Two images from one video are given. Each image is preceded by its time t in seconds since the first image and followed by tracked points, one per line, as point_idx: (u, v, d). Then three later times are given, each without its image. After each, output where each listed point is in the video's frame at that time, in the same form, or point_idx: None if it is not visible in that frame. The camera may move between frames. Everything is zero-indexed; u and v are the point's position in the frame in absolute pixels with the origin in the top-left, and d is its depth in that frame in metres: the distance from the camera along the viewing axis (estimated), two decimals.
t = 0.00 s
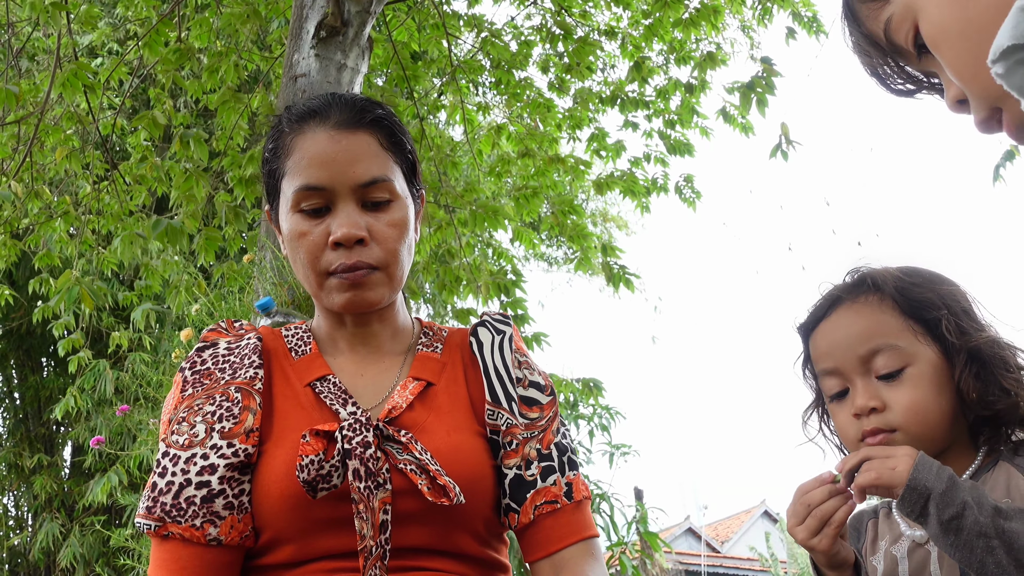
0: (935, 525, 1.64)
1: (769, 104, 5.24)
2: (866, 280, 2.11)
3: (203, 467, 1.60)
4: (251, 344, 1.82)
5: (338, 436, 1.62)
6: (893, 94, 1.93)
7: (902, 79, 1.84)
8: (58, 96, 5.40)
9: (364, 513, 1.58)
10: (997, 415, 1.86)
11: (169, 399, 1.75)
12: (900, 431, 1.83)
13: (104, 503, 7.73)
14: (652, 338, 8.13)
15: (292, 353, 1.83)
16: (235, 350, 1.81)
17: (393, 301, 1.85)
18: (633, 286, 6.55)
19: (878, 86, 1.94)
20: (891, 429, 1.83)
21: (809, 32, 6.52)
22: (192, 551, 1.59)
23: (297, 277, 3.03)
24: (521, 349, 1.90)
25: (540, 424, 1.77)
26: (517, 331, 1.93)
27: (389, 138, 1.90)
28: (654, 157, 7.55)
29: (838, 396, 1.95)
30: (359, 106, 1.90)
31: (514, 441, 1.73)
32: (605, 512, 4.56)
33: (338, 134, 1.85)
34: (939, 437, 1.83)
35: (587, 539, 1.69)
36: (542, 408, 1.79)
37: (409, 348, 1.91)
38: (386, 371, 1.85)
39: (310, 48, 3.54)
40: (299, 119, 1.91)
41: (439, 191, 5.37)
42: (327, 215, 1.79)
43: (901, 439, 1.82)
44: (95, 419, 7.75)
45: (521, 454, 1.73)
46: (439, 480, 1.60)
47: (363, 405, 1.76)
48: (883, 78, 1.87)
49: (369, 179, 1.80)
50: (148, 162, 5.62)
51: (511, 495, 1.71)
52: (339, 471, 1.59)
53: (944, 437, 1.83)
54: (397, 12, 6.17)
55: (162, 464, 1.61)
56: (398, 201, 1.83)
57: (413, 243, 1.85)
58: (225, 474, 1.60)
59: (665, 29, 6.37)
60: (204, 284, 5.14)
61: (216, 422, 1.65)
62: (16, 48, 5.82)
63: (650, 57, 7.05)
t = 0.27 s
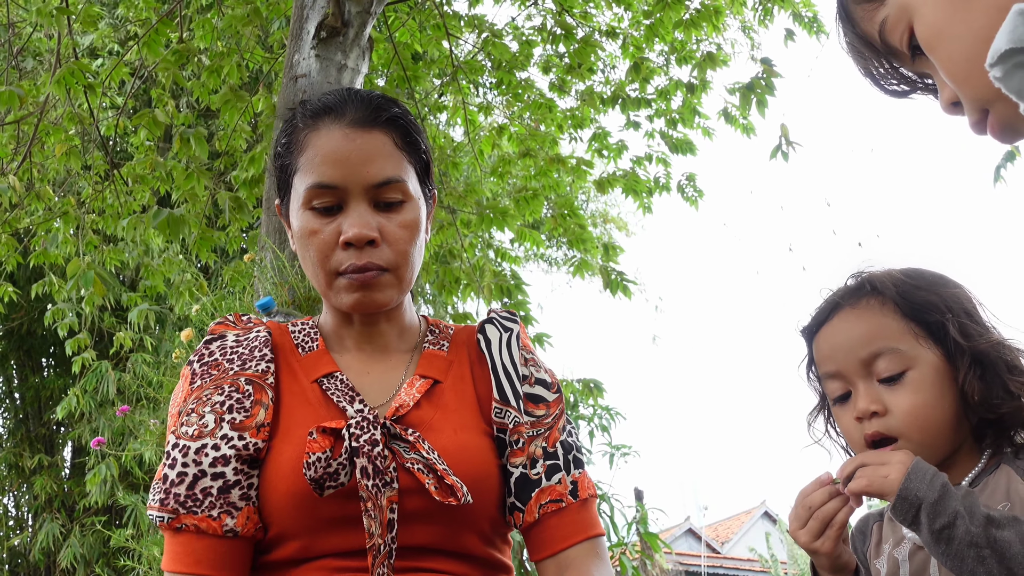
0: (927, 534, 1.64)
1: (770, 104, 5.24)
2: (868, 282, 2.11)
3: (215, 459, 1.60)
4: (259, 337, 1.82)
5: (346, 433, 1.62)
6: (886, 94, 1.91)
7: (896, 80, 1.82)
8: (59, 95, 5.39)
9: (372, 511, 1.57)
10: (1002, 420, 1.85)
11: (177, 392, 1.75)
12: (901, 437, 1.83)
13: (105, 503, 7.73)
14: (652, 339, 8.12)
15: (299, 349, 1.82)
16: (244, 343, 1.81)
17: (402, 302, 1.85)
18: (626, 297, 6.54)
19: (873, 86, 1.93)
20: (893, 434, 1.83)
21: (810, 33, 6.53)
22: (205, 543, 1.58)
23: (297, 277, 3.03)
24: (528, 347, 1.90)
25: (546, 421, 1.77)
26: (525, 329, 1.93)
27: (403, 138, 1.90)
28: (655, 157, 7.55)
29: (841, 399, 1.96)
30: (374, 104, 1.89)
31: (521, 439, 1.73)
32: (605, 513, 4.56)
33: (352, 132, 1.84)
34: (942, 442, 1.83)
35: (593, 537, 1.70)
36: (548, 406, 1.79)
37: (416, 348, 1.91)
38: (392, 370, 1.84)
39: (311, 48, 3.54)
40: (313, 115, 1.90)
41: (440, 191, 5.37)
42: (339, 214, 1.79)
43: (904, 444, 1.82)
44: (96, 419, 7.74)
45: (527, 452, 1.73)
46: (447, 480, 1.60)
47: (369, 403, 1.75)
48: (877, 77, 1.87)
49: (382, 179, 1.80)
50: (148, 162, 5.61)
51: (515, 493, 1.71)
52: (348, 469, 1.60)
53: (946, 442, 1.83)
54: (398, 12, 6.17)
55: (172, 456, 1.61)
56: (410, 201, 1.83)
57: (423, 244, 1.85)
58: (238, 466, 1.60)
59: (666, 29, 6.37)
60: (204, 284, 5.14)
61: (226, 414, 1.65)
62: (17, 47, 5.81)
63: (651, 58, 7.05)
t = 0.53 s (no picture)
0: (933, 535, 1.64)
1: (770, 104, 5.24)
2: (873, 282, 2.11)
3: (207, 462, 1.61)
4: (265, 337, 1.81)
5: (348, 433, 1.62)
6: (864, 108, 1.90)
7: (872, 94, 1.80)
8: (59, 96, 5.39)
9: (382, 502, 1.58)
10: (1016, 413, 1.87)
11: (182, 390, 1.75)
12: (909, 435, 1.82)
13: (105, 504, 7.72)
14: (652, 339, 8.12)
15: (307, 348, 1.82)
16: (248, 343, 1.80)
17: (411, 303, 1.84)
18: (626, 301, 6.55)
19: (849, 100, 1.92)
20: (900, 432, 1.83)
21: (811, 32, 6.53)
22: (193, 543, 1.60)
23: (298, 277, 3.02)
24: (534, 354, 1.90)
25: (550, 430, 1.77)
26: (531, 335, 1.93)
27: (416, 140, 1.90)
28: (656, 157, 7.56)
29: (846, 399, 1.95)
30: (389, 107, 1.90)
31: (523, 447, 1.72)
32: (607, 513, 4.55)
33: (366, 133, 1.85)
34: (950, 439, 1.83)
35: (591, 549, 1.71)
36: (553, 414, 1.79)
37: (422, 351, 1.91)
38: (399, 372, 1.84)
39: (311, 49, 3.53)
40: (328, 115, 1.90)
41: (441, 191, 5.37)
42: (351, 214, 1.79)
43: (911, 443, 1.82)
44: (97, 419, 7.74)
45: (530, 460, 1.72)
46: (448, 482, 1.60)
47: (374, 405, 1.75)
48: (854, 93, 1.85)
49: (395, 180, 1.80)
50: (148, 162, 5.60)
51: (516, 501, 1.71)
52: (349, 469, 1.59)
53: (954, 439, 1.83)
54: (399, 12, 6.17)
55: (169, 455, 1.62)
56: (422, 203, 1.83)
57: (434, 246, 1.85)
58: (229, 469, 1.60)
59: (666, 29, 6.37)
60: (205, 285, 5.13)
61: (223, 417, 1.65)
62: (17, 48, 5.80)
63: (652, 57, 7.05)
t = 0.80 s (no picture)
0: (936, 536, 1.64)
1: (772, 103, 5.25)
2: (881, 279, 2.10)
3: (215, 462, 1.60)
4: (271, 340, 1.82)
5: (354, 438, 1.62)
6: (838, 133, 1.78)
7: (849, 120, 1.69)
8: (60, 95, 5.38)
9: (379, 519, 1.58)
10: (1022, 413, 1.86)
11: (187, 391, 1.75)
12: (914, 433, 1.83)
13: (106, 503, 7.72)
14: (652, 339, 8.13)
15: (313, 352, 1.82)
16: (254, 345, 1.80)
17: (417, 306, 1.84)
18: (626, 302, 6.55)
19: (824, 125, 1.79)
20: (905, 429, 1.83)
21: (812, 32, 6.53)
22: (198, 543, 1.59)
23: (299, 277, 3.01)
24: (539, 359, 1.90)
25: (554, 434, 1.78)
26: (537, 340, 1.93)
27: (425, 144, 1.90)
28: (658, 156, 7.56)
29: (852, 396, 1.96)
30: (399, 110, 1.90)
31: (527, 451, 1.73)
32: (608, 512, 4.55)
33: (376, 136, 1.85)
34: (956, 438, 1.83)
35: (595, 553, 1.70)
36: (556, 419, 1.80)
37: (428, 355, 1.91)
38: (404, 376, 1.84)
39: (311, 49, 3.53)
40: (338, 118, 1.91)
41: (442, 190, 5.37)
42: (359, 217, 1.79)
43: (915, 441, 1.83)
44: (97, 419, 7.73)
45: (534, 464, 1.73)
46: (452, 487, 1.60)
47: (380, 410, 1.75)
48: (829, 118, 1.73)
49: (404, 184, 1.80)
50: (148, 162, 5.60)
51: (519, 504, 1.72)
52: (354, 473, 1.59)
53: (960, 437, 1.83)
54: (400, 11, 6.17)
55: (176, 455, 1.61)
56: (431, 208, 1.83)
57: (442, 250, 1.85)
58: (237, 469, 1.60)
59: (667, 29, 6.37)
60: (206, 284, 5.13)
61: (230, 418, 1.65)
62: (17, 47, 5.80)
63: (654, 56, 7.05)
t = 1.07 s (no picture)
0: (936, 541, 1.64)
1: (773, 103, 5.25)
2: (884, 278, 2.10)
3: (236, 451, 1.60)
4: (281, 332, 1.81)
5: (365, 434, 1.62)
6: (822, 149, 1.77)
7: (833, 136, 1.68)
8: (60, 95, 5.38)
9: (387, 514, 1.58)
10: None
11: (198, 386, 1.74)
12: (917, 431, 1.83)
13: (105, 502, 7.73)
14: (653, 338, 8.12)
15: (320, 349, 1.82)
16: (265, 337, 1.80)
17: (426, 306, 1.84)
18: (626, 301, 6.56)
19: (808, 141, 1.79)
20: (908, 428, 1.84)
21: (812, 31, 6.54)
22: (225, 534, 1.57)
23: (299, 276, 3.00)
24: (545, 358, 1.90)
25: (560, 434, 1.78)
26: (543, 340, 1.93)
27: (439, 145, 1.90)
28: (659, 155, 7.56)
29: (855, 394, 1.96)
30: (415, 110, 1.90)
31: (534, 451, 1.73)
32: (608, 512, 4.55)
33: (392, 135, 1.85)
34: (959, 437, 1.83)
35: (598, 554, 1.70)
36: (563, 419, 1.79)
37: (434, 354, 1.91)
38: (410, 375, 1.84)
39: (311, 49, 3.53)
40: (354, 115, 1.90)
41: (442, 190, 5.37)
42: (372, 215, 1.79)
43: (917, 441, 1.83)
44: (97, 418, 7.74)
45: (540, 464, 1.73)
46: (463, 485, 1.61)
47: (388, 407, 1.75)
48: (814, 134, 1.72)
49: (417, 184, 1.80)
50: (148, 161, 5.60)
51: (524, 504, 1.72)
52: (366, 468, 1.59)
53: (964, 436, 1.83)
54: (400, 11, 6.17)
55: (194, 447, 1.60)
56: (443, 209, 1.83)
57: (452, 251, 1.85)
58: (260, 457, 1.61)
59: (668, 29, 6.37)
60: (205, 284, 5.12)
61: (247, 406, 1.65)
62: (17, 47, 5.80)
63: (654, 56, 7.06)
